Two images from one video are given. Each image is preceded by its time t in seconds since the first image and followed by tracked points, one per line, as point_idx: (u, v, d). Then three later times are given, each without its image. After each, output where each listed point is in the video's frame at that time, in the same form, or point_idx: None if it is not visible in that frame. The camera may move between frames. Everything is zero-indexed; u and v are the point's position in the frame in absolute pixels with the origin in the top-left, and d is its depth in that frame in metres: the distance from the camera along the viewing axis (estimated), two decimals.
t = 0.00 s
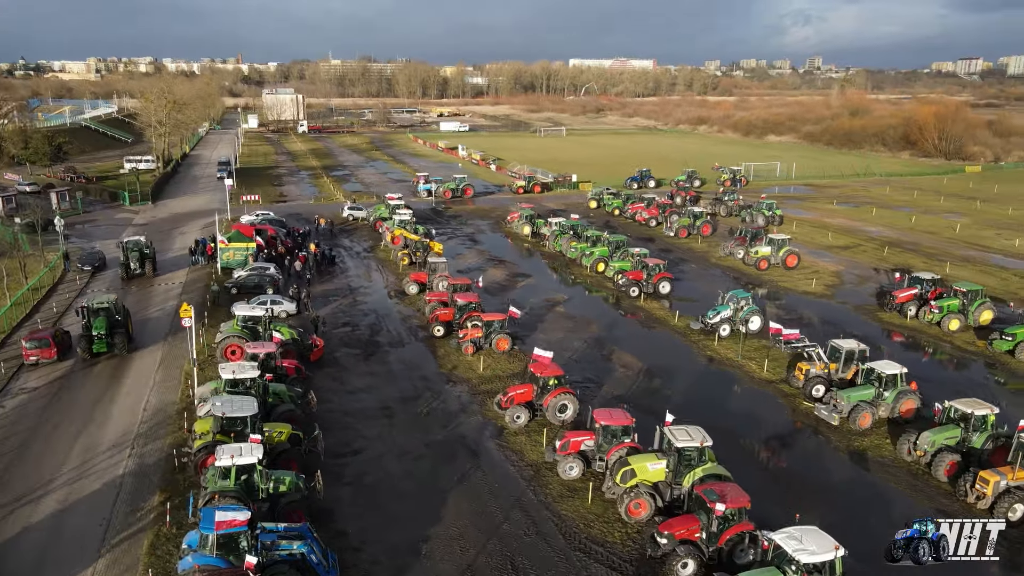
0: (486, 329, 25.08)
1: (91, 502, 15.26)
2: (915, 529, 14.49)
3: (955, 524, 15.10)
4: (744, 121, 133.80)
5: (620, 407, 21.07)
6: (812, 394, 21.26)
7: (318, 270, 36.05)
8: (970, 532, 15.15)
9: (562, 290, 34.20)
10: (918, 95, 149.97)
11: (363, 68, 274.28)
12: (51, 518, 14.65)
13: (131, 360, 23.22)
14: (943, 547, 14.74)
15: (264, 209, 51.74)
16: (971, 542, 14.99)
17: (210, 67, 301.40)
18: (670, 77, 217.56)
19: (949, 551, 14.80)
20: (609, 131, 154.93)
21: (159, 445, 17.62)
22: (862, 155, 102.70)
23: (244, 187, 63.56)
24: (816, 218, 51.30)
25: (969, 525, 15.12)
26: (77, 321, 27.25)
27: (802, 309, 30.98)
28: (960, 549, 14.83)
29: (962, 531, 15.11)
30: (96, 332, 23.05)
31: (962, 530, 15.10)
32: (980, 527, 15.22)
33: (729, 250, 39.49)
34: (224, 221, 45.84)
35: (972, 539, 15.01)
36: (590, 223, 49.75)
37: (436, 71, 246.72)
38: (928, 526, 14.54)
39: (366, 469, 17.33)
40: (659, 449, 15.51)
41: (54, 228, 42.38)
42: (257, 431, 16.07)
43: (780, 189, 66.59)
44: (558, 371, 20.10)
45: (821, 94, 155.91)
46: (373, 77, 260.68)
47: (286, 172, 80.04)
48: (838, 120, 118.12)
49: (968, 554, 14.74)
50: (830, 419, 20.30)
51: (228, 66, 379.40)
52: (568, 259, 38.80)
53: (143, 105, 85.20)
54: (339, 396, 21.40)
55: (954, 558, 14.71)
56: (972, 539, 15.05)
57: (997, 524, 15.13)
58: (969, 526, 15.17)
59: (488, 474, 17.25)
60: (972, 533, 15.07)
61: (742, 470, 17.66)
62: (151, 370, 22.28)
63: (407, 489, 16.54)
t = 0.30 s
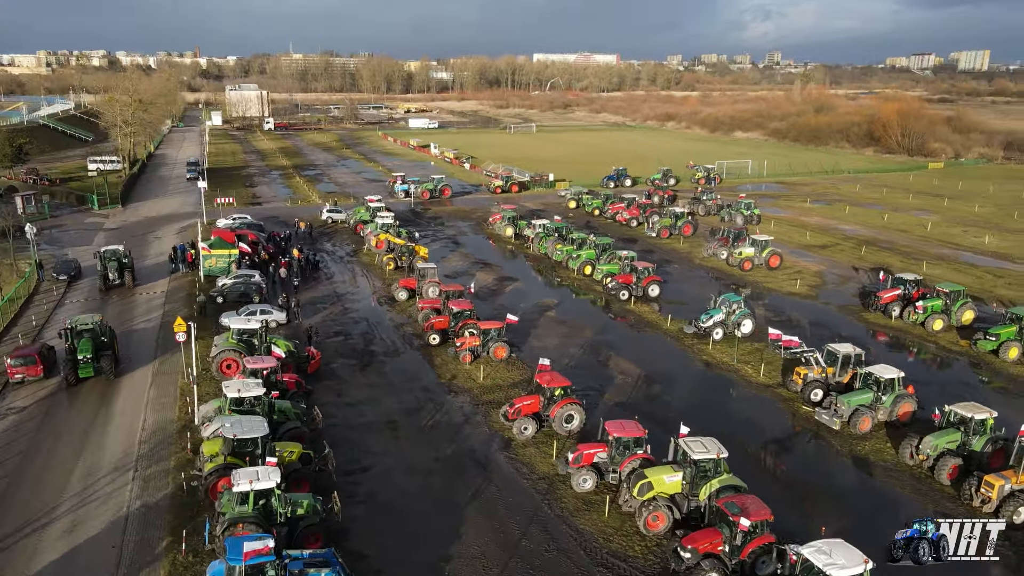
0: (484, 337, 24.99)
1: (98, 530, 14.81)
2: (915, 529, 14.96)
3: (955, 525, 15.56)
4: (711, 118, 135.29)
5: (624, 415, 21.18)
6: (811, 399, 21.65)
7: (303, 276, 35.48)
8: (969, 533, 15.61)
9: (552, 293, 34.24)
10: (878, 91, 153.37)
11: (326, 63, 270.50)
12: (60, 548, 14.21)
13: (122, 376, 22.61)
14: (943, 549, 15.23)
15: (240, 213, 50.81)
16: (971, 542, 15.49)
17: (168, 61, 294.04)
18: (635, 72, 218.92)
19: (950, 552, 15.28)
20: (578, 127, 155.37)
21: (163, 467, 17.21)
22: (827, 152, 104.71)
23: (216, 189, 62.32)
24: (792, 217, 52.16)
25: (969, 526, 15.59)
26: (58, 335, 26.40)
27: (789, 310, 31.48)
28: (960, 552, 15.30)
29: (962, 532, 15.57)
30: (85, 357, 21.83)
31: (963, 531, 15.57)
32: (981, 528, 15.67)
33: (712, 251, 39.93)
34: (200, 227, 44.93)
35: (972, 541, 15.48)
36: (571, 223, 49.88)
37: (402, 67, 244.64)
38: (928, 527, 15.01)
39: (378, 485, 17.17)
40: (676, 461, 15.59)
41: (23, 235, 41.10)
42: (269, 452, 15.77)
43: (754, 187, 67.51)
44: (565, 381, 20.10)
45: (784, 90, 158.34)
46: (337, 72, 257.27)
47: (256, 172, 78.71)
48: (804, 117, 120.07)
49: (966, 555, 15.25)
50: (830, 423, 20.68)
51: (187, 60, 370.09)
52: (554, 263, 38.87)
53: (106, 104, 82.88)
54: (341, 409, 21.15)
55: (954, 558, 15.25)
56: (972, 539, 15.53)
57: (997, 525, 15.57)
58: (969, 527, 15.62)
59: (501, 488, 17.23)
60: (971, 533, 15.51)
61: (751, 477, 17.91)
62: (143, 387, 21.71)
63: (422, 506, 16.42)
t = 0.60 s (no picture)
0: (482, 343, 24.86)
1: (107, 557, 14.38)
2: (916, 529, 15.41)
3: (955, 525, 16.05)
4: (679, 112, 136.42)
5: (627, 421, 21.28)
6: (809, 401, 22.02)
7: (287, 281, 34.88)
8: (970, 533, 16.09)
9: (540, 295, 34.24)
10: (840, 85, 156.17)
11: (288, 56, 265.99)
12: None
13: (113, 391, 21.94)
14: (944, 549, 15.68)
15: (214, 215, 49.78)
16: (972, 542, 15.94)
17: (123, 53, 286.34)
18: (600, 65, 219.63)
19: (951, 552, 15.74)
20: (547, 122, 155.41)
21: (168, 488, 16.76)
22: (793, 147, 106.42)
23: (186, 190, 60.95)
24: (769, 214, 52.91)
25: (970, 526, 16.06)
26: (40, 348, 25.51)
27: (776, 310, 31.93)
28: (961, 551, 15.76)
29: (963, 532, 16.05)
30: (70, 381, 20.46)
31: (964, 531, 16.03)
32: (982, 527, 16.15)
33: (696, 250, 40.31)
34: (175, 231, 43.89)
35: (972, 540, 15.95)
36: (551, 222, 49.90)
37: (366, 61, 241.77)
38: (929, 527, 15.46)
39: (390, 500, 17.00)
40: (693, 470, 15.67)
41: None
42: (282, 471, 15.47)
43: (727, 183, 68.30)
44: (570, 389, 20.09)
45: (749, 84, 160.28)
46: (300, 65, 253.18)
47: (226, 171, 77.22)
48: (770, 112, 121.74)
49: (967, 554, 15.70)
50: (830, 425, 21.06)
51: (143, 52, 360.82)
52: (540, 263, 38.86)
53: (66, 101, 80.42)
54: (342, 420, 20.87)
55: (954, 557, 15.68)
56: (973, 539, 15.99)
57: (998, 525, 16.08)
58: (969, 527, 16.10)
59: (514, 500, 17.17)
60: (972, 534, 15.98)
61: (760, 482, 18.12)
62: (137, 403, 21.15)
63: (436, 521, 16.29)
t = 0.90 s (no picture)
0: (482, 352, 24.70)
1: None
2: (916, 529, 15.94)
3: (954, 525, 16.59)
4: (648, 107, 137.32)
5: (633, 429, 21.36)
6: (809, 405, 22.39)
7: (273, 288, 34.30)
8: (970, 532, 16.62)
9: (531, 299, 34.18)
10: (804, 79, 158.38)
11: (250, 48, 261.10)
12: None
13: (107, 409, 21.32)
14: (945, 549, 16.19)
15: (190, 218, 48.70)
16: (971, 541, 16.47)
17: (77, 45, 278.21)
18: (566, 58, 220.10)
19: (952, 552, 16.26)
20: (516, 117, 155.09)
21: (178, 513, 16.37)
22: (762, 143, 107.90)
23: (157, 192, 59.58)
24: (747, 213, 53.58)
25: (970, 525, 16.63)
26: (24, 365, 24.69)
27: (765, 312, 32.36)
28: (961, 551, 16.28)
29: (962, 532, 16.60)
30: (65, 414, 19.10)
31: (963, 530, 16.59)
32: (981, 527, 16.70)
33: (681, 251, 40.61)
34: (151, 236, 42.84)
35: (972, 540, 16.48)
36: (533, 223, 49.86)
37: (331, 55, 238.50)
38: (930, 528, 15.96)
39: (405, 517, 16.85)
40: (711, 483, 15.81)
41: None
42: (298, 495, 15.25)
43: (702, 181, 68.96)
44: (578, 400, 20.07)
45: (716, 78, 161.62)
46: (262, 58, 248.81)
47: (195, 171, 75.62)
48: (738, 108, 123.25)
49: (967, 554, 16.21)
50: (831, 430, 21.40)
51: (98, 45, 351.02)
52: (528, 266, 38.79)
53: (25, 99, 77.84)
54: (347, 435, 20.60)
55: (954, 557, 16.16)
56: (973, 539, 16.53)
57: (998, 525, 16.64)
58: (968, 527, 16.67)
59: (530, 514, 17.15)
60: (971, 534, 16.52)
61: (769, 489, 18.35)
62: (133, 422, 20.59)
63: (453, 539, 16.19)
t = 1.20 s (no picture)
0: (485, 359, 24.59)
1: None
2: (916, 529, 16.23)
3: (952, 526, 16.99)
4: (623, 102, 137.89)
5: (641, 435, 21.45)
6: (811, 407, 22.70)
7: (263, 293, 33.77)
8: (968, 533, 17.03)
9: (525, 301, 34.11)
10: (775, 73, 160.13)
11: (217, 41, 256.43)
12: None
13: (106, 426, 20.82)
14: (943, 549, 16.51)
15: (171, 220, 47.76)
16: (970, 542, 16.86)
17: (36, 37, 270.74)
18: (538, 52, 220.09)
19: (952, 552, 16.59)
20: (491, 111, 154.71)
21: (192, 534, 16.02)
22: (737, 138, 108.99)
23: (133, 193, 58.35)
24: (731, 210, 54.09)
25: (968, 526, 17.08)
26: (13, 379, 24.00)
27: (758, 312, 32.69)
28: (960, 551, 16.61)
29: (959, 533, 17.01)
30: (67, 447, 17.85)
31: (961, 531, 17.04)
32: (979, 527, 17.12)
33: (670, 250, 40.81)
34: (133, 240, 41.92)
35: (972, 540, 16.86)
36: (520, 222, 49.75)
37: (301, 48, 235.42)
38: (929, 529, 16.28)
39: (421, 531, 16.72)
40: (730, 491, 15.94)
41: None
42: (318, 514, 15.03)
43: (682, 177, 69.40)
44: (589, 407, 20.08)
45: (689, 71, 162.75)
46: (230, 51, 244.79)
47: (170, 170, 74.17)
48: (712, 103, 124.32)
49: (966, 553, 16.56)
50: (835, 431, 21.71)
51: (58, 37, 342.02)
52: (519, 267, 38.72)
53: None
54: (354, 447, 20.36)
55: (953, 557, 16.51)
56: (970, 539, 16.91)
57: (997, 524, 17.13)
58: (966, 527, 17.10)
59: (548, 525, 17.14)
60: (970, 534, 16.90)
61: (781, 494, 18.56)
62: (135, 439, 20.12)
63: (473, 553, 16.10)
